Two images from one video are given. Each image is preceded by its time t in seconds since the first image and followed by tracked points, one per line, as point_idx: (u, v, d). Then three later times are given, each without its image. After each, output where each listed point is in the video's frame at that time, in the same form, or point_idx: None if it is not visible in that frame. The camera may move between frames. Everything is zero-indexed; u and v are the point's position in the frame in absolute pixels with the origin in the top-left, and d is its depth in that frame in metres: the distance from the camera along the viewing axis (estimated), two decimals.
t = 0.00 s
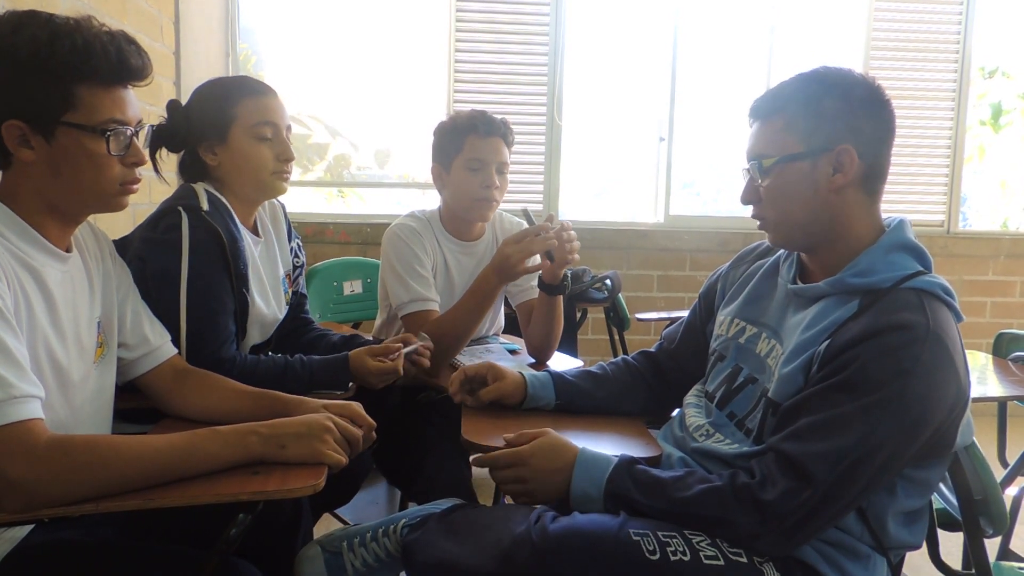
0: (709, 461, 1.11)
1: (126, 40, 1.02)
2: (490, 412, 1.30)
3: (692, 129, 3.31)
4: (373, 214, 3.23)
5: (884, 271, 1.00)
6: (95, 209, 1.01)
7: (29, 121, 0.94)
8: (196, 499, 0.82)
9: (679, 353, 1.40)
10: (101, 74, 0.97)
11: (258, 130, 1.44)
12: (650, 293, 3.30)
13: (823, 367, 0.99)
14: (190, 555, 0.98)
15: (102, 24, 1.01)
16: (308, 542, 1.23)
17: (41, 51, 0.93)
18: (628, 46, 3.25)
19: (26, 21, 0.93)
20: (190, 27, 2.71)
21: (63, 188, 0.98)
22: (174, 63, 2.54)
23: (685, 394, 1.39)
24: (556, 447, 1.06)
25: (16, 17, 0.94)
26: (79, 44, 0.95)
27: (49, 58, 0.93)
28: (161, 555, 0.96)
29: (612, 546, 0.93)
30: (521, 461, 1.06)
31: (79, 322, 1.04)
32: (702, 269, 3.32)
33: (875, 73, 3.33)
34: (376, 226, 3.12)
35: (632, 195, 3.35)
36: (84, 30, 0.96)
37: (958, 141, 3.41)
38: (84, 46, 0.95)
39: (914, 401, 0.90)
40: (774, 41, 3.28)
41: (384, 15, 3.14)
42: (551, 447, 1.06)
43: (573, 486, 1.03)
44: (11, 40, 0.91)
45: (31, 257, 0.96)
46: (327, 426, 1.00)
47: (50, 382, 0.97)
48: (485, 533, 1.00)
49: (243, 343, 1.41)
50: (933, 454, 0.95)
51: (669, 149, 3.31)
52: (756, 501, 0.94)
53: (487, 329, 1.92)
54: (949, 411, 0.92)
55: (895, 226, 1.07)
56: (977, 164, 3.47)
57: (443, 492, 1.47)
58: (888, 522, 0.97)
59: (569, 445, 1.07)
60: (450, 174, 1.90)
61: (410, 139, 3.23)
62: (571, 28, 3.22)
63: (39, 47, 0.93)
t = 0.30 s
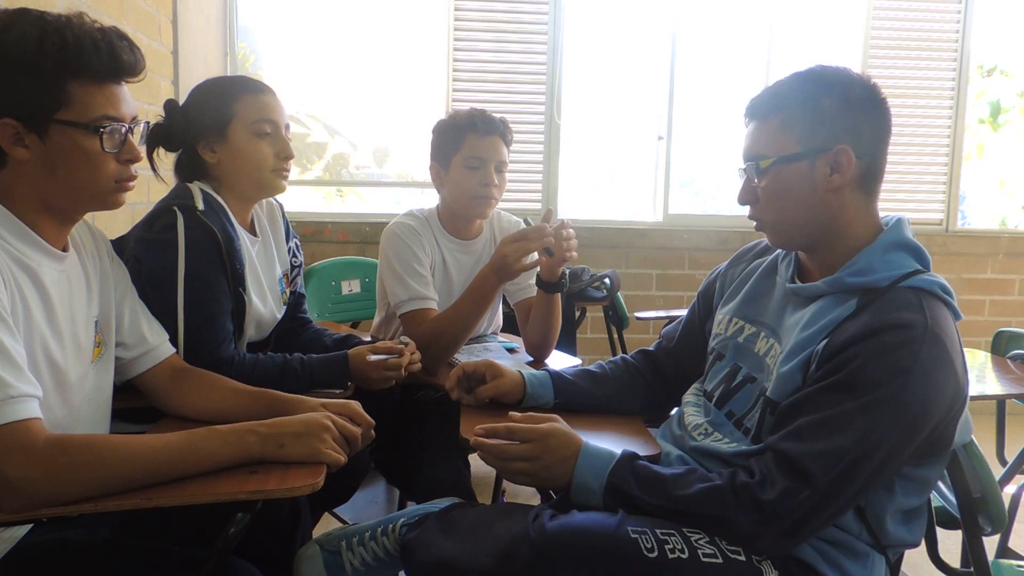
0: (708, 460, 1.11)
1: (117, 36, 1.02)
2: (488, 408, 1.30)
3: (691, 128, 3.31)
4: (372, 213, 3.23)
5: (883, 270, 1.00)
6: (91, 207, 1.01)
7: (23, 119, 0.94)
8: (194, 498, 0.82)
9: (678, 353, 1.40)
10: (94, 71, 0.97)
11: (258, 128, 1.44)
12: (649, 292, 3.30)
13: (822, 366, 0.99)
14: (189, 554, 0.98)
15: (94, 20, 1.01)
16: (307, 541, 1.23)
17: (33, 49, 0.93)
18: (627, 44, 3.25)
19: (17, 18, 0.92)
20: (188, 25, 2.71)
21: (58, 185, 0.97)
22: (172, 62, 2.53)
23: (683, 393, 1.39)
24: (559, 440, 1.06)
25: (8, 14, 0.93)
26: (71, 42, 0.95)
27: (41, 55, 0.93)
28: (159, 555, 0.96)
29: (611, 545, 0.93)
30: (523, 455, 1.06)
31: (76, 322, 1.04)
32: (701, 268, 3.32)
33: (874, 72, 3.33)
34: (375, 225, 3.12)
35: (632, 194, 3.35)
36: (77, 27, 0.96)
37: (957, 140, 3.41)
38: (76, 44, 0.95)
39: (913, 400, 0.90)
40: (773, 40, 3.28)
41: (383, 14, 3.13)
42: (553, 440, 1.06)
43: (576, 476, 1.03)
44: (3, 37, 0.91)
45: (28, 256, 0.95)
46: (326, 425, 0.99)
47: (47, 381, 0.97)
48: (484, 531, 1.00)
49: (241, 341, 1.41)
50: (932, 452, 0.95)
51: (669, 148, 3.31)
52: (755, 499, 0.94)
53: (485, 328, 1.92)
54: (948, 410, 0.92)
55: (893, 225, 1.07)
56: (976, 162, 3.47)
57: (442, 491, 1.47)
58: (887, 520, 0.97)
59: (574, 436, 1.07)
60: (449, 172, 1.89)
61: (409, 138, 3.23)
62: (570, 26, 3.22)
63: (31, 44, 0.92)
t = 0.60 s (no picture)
0: (709, 461, 1.11)
1: (119, 35, 1.02)
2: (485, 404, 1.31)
3: (691, 128, 3.31)
4: (371, 212, 3.23)
5: (885, 271, 1.00)
6: (91, 206, 1.01)
7: (23, 119, 0.93)
8: (194, 497, 0.82)
9: (678, 352, 1.40)
10: (94, 71, 0.97)
11: (263, 130, 1.44)
12: (649, 291, 3.30)
13: (825, 368, 0.98)
14: (189, 553, 0.97)
15: (96, 20, 1.01)
16: (306, 539, 1.23)
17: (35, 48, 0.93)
18: (627, 44, 3.24)
19: (17, 17, 0.92)
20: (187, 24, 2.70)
21: (59, 185, 0.97)
22: (171, 61, 2.53)
23: (682, 393, 1.39)
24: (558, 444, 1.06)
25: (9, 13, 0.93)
26: (71, 41, 0.95)
27: (42, 55, 0.93)
28: (157, 555, 0.96)
29: (611, 545, 0.93)
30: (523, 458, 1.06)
31: (76, 321, 1.04)
32: (700, 267, 3.32)
33: (873, 71, 3.33)
34: (375, 225, 3.12)
35: (631, 193, 3.35)
36: (77, 26, 0.96)
37: (956, 140, 3.42)
38: (76, 43, 0.95)
39: (915, 401, 0.90)
40: (773, 39, 3.28)
41: (383, 14, 3.13)
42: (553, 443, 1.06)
43: (573, 482, 1.03)
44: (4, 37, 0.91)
45: (28, 256, 0.95)
46: (326, 424, 0.99)
47: (47, 381, 0.97)
48: (484, 531, 1.00)
49: (241, 340, 1.41)
50: (933, 454, 0.95)
51: (669, 147, 3.31)
52: (756, 500, 0.94)
53: (485, 327, 1.92)
54: (950, 412, 0.92)
55: (896, 225, 1.07)
56: (976, 162, 3.47)
57: (442, 491, 1.47)
58: (887, 521, 0.97)
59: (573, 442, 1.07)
60: (448, 171, 1.89)
61: (408, 137, 3.22)
62: (570, 25, 3.22)
63: (31, 44, 0.92)
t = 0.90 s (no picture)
0: (708, 459, 1.11)
1: (117, 34, 1.02)
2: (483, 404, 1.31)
3: (690, 126, 3.31)
4: (371, 211, 3.23)
5: (883, 269, 1.00)
6: (89, 205, 1.01)
7: (21, 117, 0.93)
8: (195, 496, 0.82)
9: (677, 351, 1.40)
10: (92, 69, 0.97)
11: (265, 130, 1.45)
12: (649, 290, 3.30)
13: (823, 366, 0.98)
14: (189, 553, 0.97)
15: (94, 19, 1.01)
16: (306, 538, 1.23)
17: (33, 47, 0.93)
18: (626, 43, 3.24)
19: (15, 17, 0.92)
20: (186, 24, 2.70)
21: (57, 184, 0.97)
22: (170, 61, 2.53)
23: (682, 392, 1.39)
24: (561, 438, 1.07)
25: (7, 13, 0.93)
26: (68, 40, 0.95)
27: (40, 53, 0.93)
28: (157, 555, 0.96)
29: (610, 543, 0.93)
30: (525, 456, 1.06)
31: (75, 321, 1.04)
32: (700, 266, 3.32)
33: (873, 70, 3.33)
34: (375, 224, 3.12)
35: (631, 192, 3.35)
36: (75, 25, 0.96)
37: (956, 138, 3.41)
38: (74, 42, 0.95)
39: (913, 399, 0.90)
40: (772, 38, 3.28)
41: (382, 13, 3.13)
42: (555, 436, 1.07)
43: (577, 475, 1.03)
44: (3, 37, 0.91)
45: (26, 255, 0.95)
46: (326, 424, 1.00)
47: (46, 381, 0.97)
48: (484, 530, 1.00)
49: (238, 341, 1.41)
50: (932, 452, 0.95)
51: (668, 146, 3.31)
52: (755, 498, 0.94)
53: (484, 326, 1.92)
54: (948, 410, 0.92)
55: (893, 224, 1.07)
56: (976, 161, 3.46)
57: (442, 490, 1.47)
58: (887, 519, 0.97)
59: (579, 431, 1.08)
60: (447, 170, 1.89)
61: (407, 136, 3.22)
62: (569, 24, 3.22)
63: (29, 44, 0.92)
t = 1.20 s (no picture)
0: (707, 458, 1.11)
1: (118, 35, 1.02)
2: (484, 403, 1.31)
3: (689, 125, 3.31)
4: (371, 211, 3.23)
5: (881, 267, 1.00)
6: (88, 205, 1.01)
7: (22, 117, 0.93)
8: (194, 495, 0.82)
9: (676, 349, 1.40)
10: (93, 69, 0.97)
11: (247, 114, 1.44)
12: (648, 289, 3.31)
13: (821, 364, 0.98)
14: (188, 553, 0.97)
15: (95, 19, 1.01)
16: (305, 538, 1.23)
17: (34, 47, 0.93)
18: (624, 42, 3.24)
19: (16, 16, 0.92)
20: (185, 23, 2.70)
21: (58, 184, 0.97)
22: (169, 60, 2.52)
23: (680, 391, 1.40)
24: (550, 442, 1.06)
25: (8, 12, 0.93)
26: (69, 40, 0.95)
27: (42, 53, 0.93)
28: (156, 555, 0.96)
29: (609, 542, 0.93)
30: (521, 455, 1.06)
31: (73, 321, 1.04)
32: (699, 265, 3.32)
33: (871, 69, 3.33)
34: (374, 223, 3.12)
35: (630, 191, 3.36)
36: (77, 25, 0.96)
37: (954, 137, 3.42)
38: (76, 43, 0.95)
39: (912, 396, 0.90)
40: (771, 36, 3.28)
41: (380, 13, 3.13)
42: (543, 441, 1.06)
43: (573, 477, 1.04)
44: (5, 36, 0.91)
45: (25, 255, 0.95)
46: (326, 423, 1.00)
47: (45, 381, 0.97)
48: (483, 529, 1.00)
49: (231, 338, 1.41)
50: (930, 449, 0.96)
51: (667, 146, 3.31)
52: (754, 496, 0.94)
53: (483, 325, 1.92)
54: (946, 408, 0.92)
55: (890, 222, 1.07)
56: (974, 159, 3.47)
57: (441, 489, 1.47)
58: (885, 517, 0.97)
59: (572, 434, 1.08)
60: (445, 168, 1.89)
61: (406, 135, 3.22)
62: (567, 24, 3.22)
63: (30, 44, 0.93)
